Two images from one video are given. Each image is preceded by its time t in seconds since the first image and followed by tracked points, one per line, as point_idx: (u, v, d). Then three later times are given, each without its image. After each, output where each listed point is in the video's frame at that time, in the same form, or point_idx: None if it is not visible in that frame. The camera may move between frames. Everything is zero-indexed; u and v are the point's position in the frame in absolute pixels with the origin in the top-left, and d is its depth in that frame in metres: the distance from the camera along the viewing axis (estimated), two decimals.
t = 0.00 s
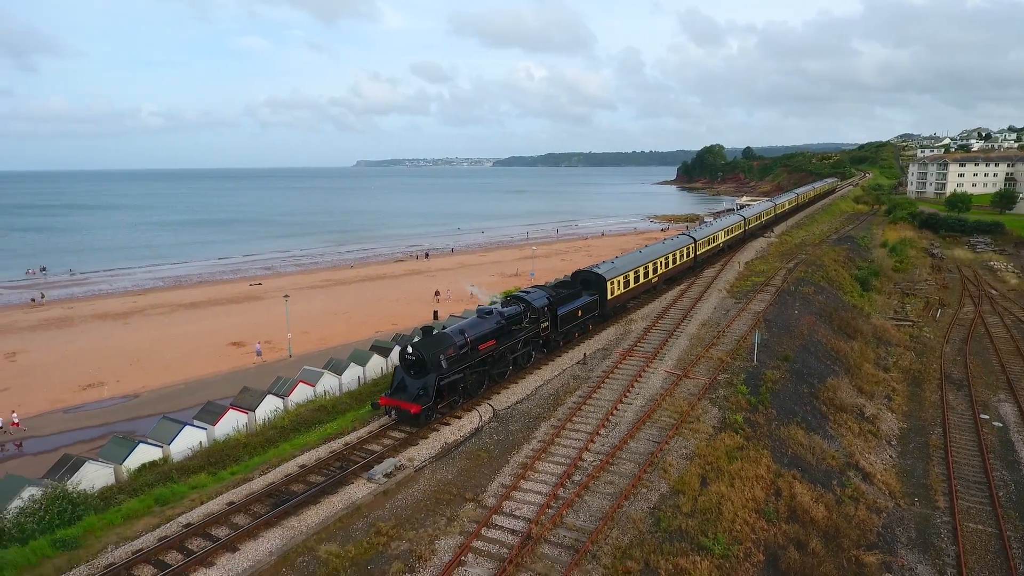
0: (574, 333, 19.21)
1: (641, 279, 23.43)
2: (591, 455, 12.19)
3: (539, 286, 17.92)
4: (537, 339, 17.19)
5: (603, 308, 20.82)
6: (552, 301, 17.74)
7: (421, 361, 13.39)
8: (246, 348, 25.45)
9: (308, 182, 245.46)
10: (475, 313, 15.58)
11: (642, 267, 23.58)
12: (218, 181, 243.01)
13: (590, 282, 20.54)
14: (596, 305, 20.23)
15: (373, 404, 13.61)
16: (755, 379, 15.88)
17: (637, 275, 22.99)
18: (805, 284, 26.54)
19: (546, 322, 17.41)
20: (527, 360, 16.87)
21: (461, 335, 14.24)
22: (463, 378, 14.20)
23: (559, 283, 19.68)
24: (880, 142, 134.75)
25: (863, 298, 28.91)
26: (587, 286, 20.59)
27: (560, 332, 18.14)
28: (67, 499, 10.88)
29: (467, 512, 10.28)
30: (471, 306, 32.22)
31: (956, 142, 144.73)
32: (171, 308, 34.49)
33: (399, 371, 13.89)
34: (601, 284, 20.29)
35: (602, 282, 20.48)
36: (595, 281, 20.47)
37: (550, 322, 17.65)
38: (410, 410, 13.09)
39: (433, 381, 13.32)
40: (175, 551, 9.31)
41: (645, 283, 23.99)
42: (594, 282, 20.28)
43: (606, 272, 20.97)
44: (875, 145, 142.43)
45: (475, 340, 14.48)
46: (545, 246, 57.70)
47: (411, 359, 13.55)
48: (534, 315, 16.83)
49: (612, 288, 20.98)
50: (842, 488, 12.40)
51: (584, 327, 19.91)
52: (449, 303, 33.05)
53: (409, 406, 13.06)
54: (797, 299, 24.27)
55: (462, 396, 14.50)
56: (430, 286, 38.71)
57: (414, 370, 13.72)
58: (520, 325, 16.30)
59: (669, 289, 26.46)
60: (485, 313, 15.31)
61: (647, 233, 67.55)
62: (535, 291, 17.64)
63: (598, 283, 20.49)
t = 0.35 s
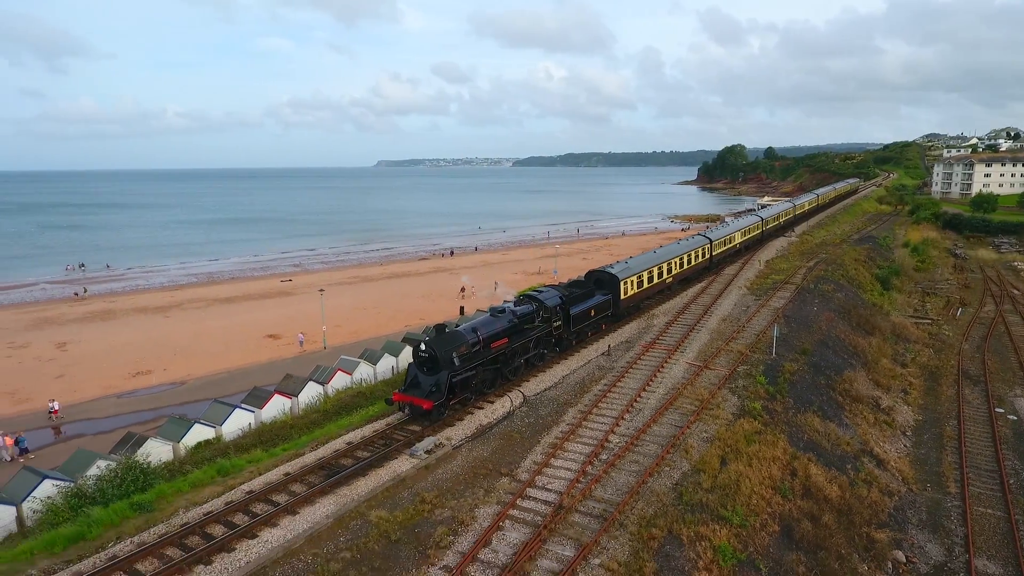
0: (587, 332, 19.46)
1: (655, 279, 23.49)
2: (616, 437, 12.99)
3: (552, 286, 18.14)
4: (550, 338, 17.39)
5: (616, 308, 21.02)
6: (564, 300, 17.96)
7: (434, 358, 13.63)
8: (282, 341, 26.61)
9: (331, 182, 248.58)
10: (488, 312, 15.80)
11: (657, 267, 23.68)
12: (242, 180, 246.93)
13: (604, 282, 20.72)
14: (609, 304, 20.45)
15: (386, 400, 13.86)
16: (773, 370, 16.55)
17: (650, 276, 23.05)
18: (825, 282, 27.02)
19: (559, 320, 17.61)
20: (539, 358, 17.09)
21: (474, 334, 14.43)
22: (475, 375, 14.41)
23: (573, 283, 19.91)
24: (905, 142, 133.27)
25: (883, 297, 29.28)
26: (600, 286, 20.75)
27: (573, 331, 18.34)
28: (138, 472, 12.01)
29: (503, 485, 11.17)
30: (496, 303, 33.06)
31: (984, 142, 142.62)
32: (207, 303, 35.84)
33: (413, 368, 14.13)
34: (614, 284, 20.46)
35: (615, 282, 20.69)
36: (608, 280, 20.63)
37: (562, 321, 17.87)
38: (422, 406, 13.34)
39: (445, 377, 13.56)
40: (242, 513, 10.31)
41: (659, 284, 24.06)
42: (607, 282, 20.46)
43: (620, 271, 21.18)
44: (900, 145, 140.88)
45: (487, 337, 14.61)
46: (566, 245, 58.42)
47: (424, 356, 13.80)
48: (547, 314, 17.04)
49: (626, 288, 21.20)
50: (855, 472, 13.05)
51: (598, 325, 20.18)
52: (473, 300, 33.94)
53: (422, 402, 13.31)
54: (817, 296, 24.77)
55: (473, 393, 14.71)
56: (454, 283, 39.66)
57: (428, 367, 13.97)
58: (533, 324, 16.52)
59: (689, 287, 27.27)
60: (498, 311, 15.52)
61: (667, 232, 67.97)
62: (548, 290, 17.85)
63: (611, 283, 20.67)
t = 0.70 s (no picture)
0: (603, 331, 19.70)
1: (672, 280, 23.65)
2: (644, 422, 13.78)
3: (568, 285, 18.42)
4: (565, 337, 17.62)
5: (632, 308, 21.27)
6: (580, 300, 18.20)
7: (450, 354, 13.84)
8: (319, 333, 27.82)
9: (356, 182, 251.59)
10: (504, 310, 16.04)
11: (674, 268, 23.89)
12: (270, 180, 251.16)
13: (620, 282, 21.17)
14: (625, 304, 20.70)
15: (403, 395, 14.09)
16: (795, 363, 17.19)
17: (667, 276, 23.23)
18: (849, 281, 27.43)
19: (574, 320, 17.85)
20: (555, 357, 17.27)
21: (490, 331, 14.67)
22: (490, 372, 14.63)
23: (589, 283, 20.18)
24: (937, 142, 131.15)
25: (908, 296, 29.55)
26: (617, 286, 21.21)
27: (588, 331, 18.56)
28: (204, 446, 13.10)
29: (540, 462, 12.05)
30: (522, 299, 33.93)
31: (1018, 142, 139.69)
32: (246, 297, 37.30)
33: (429, 364, 14.36)
34: (630, 283, 20.86)
35: (630, 282, 20.98)
36: (624, 280, 20.98)
37: (578, 320, 18.10)
38: (439, 402, 13.49)
39: (461, 373, 13.78)
40: (304, 482, 11.33)
41: (677, 284, 24.16)
42: (624, 282, 20.84)
43: (636, 271, 21.47)
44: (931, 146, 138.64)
45: (503, 336, 14.97)
46: (590, 245, 59.14)
47: (440, 352, 14.02)
48: (562, 313, 17.27)
49: (642, 289, 21.48)
50: (873, 458, 13.68)
51: (614, 324, 20.43)
52: (501, 296, 34.86)
53: (438, 398, 13.51)
54: (841, 294, 25.21)
55: (488, 390, 14.87)
56: (481, 280, 40.65)
57: (444, 363, 14.19)
58: (548, 323, 16.77)
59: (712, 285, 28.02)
60: (514, 310, 15.75)
61: (692, 232, 68.22)
62: (563, 289, 18.07)
63: (627, 283, 20.98)
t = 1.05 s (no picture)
0: (619, 329, 20.12)
1: (688, 279, 24.04)
2: (669, 408, 14.55)
3: (583, 285, 18.84)
4: (579, 336, 18.02)
5: (647, 308, 21.61)
6: (594, 299, 18.59)
7: (465, 351, 14.30)
8: (353, 327, 28.96)
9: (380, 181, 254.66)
10: (518, 308, 16.49)
11: (690, 268, 24.26)
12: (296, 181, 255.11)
13: (635, 281, 21.56)
14: (640, 303, 21.04)
15: (419, 391, 14.44)
16: (816, 356, 17.79)
17: (683, 276, 23.55)
18: (872, 279, 27.82)
19: (588, 318, 18.27)
20: (569, 355, 17.68)
21: (504, 330, 15.15)
22: (505, 368, 15.01)
23: (606, 283, 20.67)
24: (967, 142, 128.95)
25: (931, 295, 29.80)
26: (631, 285, 21.57)
27: (602, 329, 18.95)
28: (259, 425, 14.16)
29: (571, 443, 12.89)
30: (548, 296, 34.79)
31: None
32: (280, 293, 38.64)
33: (445, 360, 14.79)
34: (645, 283, 21.13)
35: (645, 282, 21.33)
36: (640, 280, 21.39)
37: (592, 319, 18.51)
38: (454, 397, 13.84)
39: (475, 369, 14.18)
40: (354, 456, 12.32)
41: (693, 284, 24.62)
42: (639, 281, 21.13)
43: (651, 271, 21.77)
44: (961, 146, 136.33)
45: (517, 333, 15.40)
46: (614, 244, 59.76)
47: (455, 349, 14.49)
48: (576, 312, 17.70)
49: (658, 288, 21.77)
50: (890, 446, 14.28)
51: (630, 323, 20.78)
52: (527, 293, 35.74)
53: (452, 393, 13.85)
54: (863, 293, 25.63)
55: (503, 386, 15.26)
56: (507, 278, 41.56)
57: (459, 360, 14.65)
58: (562, 321, 17.20)
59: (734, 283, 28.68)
60: (528, 308, 16.21)
61: (715, 233, 68.40)
62: (578, 289, 18.49)
63: (643, 283, 21.36)
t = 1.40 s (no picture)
0: (628, 327, 20.54)
1: (699, 279, 24.67)
2: (689, 396, 15.31)
3: (592, 284, 19.11)
4: (588, 334, 18.31)
5: (657, 307, 22.10)
6: (603, 297, 18.91)
7: (474, 347, 14.53)
8: (380, 321, 30.00)
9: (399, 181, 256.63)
10: (528, 306, 16.77)
11: (701, 267, 24.94)
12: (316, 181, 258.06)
13: (645, 281, 22.15)
14: (649, 303, 21.59)
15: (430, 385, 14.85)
16: (831, 349, 18.43)
17: (693, 276, 24.19)
18: (888, 278, 28.27)
19: (598, 316, 18.54)
20: (576, 353, 18.01)
21: (513, 327, 15.37)
22: (513, 364, 15.32)
23: (617, 282, 21.20)
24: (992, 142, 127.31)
25: (949, 294, 30.13)
26: (641, 284, 22.20)
27: (611, 328, 19.29)
28: (304, 407, 15.16)
29: (596, 426, 13.72)
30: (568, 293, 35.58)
31: None
32: (308, 289, 39.83)
33: (455, 356, 15.09)
34: (655, 282, 21.76)
35: (655, 281, 21.95)
36: (650, 279, 21.93)
37: (601, 318, 18.81)
38: (463, 391, 14.19)
39: (484, 365, 14.44)
40: (394, 435, 13.28)
41: (704, 284, 25.23)
42: (650, 280, 21.82)
43: (661, 271, 22.39)
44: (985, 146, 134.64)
45: (526, 331, 15.66)
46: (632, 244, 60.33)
47: (465, 345, 14.73)
48: (585, 310, 17.97)
49: (667, 287, 22.35)
50: (901, 433, 14.91)
51: (640, 321, 21.31)
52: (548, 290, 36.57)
53: (462, 388, 14.19)
54: (880, 290, 26.10)
55: (510, 382, 15.57)
56: (528, 276, 42.41)
57: (469, 356, 14.91)
58: (572, 319, 17.47)
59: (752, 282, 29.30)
60: (538, 306, 16.48)
61: (733, 232, 68.65)
62: (588, 287, 18.76)
63: (653, 282, 21.96)
